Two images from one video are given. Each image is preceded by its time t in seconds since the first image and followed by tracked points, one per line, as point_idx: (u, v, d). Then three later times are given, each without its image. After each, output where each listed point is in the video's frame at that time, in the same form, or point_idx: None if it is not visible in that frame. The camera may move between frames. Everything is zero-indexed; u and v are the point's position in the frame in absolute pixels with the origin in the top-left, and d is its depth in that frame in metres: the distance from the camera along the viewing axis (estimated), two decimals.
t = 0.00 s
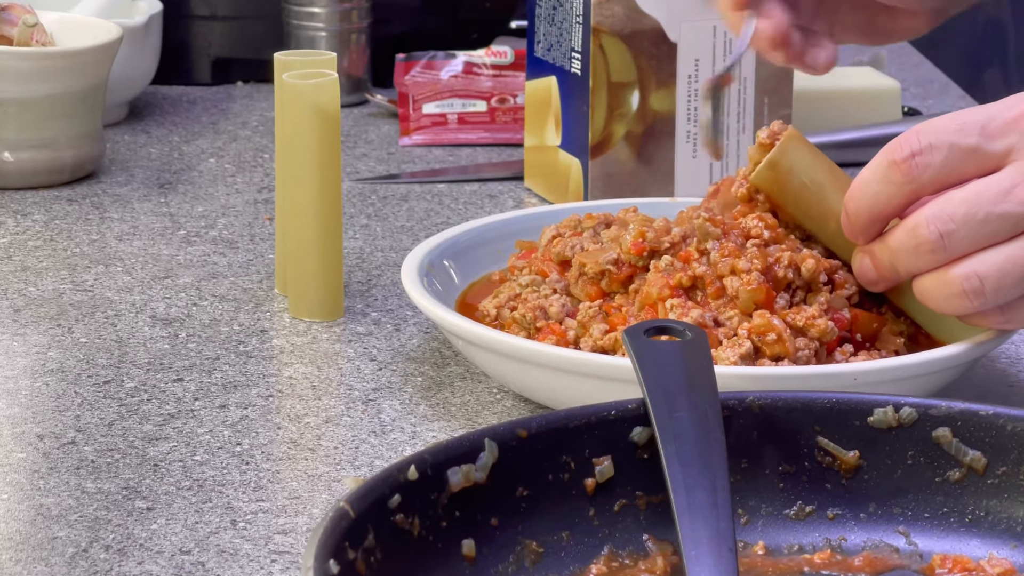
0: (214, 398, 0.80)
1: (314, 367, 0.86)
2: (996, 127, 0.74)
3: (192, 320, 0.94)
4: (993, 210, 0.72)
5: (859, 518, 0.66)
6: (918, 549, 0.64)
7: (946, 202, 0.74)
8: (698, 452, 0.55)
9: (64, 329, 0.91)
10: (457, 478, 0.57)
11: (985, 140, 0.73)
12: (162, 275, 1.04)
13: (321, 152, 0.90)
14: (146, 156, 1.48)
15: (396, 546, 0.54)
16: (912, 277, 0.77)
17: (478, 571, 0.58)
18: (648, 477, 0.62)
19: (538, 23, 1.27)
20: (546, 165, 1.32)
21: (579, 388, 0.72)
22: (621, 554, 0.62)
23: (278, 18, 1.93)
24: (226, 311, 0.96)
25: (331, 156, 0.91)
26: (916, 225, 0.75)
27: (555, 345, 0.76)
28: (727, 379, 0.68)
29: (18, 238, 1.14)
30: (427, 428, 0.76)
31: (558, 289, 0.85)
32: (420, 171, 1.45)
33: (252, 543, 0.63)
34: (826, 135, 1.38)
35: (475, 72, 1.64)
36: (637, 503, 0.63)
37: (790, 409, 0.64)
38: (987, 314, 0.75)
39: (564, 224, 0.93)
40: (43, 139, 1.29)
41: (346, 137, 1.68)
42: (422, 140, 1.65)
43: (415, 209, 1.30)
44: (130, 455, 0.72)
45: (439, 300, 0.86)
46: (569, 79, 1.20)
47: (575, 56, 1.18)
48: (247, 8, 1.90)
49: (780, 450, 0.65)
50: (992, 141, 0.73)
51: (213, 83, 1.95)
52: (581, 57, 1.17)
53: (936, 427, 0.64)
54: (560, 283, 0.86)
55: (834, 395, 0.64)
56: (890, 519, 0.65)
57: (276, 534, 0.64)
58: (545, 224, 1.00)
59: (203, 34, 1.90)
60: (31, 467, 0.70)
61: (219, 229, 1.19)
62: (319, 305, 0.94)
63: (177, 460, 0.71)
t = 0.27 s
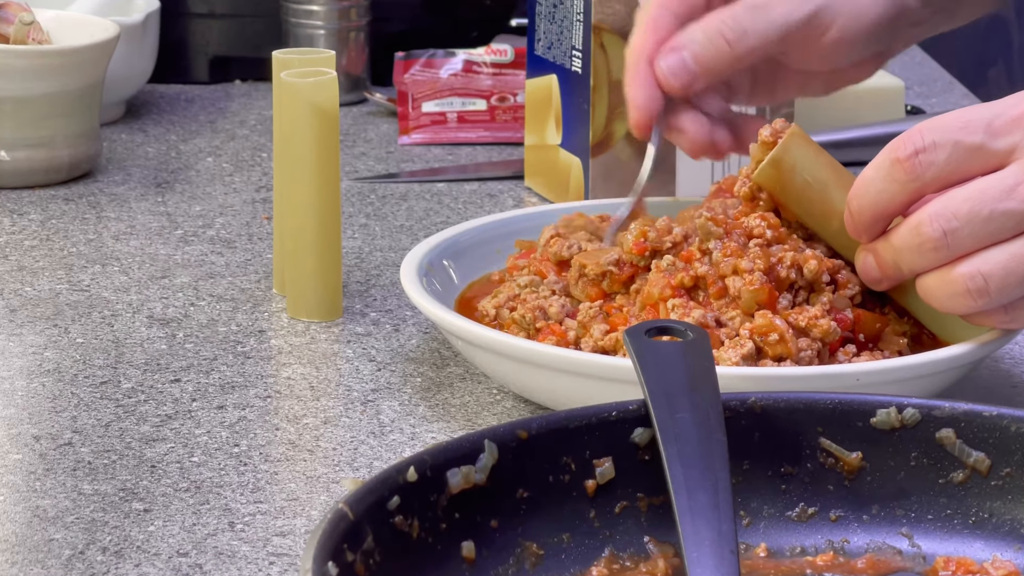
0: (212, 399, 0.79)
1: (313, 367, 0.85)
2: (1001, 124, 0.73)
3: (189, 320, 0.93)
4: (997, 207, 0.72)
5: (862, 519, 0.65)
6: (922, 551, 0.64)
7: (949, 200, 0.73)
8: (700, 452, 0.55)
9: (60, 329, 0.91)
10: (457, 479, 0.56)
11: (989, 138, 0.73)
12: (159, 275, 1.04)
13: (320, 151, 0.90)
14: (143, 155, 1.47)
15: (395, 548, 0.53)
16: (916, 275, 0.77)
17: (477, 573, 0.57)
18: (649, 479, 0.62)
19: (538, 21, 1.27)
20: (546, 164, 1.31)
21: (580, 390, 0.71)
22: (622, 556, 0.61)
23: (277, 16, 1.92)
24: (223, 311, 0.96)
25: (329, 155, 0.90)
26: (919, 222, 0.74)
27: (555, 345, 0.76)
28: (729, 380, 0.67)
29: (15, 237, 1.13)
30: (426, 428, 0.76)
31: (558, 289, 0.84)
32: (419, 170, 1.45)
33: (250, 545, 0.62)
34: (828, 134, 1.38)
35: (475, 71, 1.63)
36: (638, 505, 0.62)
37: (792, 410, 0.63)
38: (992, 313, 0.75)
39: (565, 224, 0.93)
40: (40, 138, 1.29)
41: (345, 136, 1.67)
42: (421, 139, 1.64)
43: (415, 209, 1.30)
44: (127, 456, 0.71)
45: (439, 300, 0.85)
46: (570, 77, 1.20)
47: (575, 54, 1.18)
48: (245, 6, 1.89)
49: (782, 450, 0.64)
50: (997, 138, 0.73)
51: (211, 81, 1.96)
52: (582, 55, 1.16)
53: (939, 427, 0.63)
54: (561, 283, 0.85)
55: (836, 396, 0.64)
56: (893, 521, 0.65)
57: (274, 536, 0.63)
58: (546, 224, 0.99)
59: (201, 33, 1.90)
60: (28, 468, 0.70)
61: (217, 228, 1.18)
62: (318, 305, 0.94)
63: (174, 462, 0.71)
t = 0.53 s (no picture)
0: (210, 400, 0.79)
1: (311, 368, 0.85)
2: (1008, 122, 0.74)
3: (187, 320, 0.93)
4: (1004, 205, 0.72)
5: (865, 522, 0.64)
6: (925, 553, 0.63)
7: (956, 198, 0.73)
8: (704, 453, 0.54)
9: (57, 329, 0.90)
10: (457, 481, 0.56)
11: (997, 135, 0.73)
12: (157, 274, 1.03)
13: (319, 150, 0.89)
14: (140, 154, 1.47)
15: (394, 551, 0.53)
16: (922, 274, 0.76)
17: None
18: (650, 480, 0.61)
19: (538, 19, 1.26)
20: (546, 163, 1.31)
21: (583, 391, 0.70)
22: (623, 558, 0.61)
23: (275, 14, 1.91)
24: (221, 311, 0.95)
25: (327, 154, 0.90)
26: (926, 220, 0.74)
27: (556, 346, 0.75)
28: (731, 380, 0.67)
29: (11, 237, 1.13)
30: (426, 430, 0.75)
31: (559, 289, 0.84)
32: (419, 169, 1.44)
33: (248, 547, 0.62)
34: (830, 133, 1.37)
35: (475, 69, 1.63)
36: (640, 507, 0.62)
37: (795, 411, 0.63)
38: (998, 312, 0.74)
39: (567, 221, 0.91)
40: (36, 137, 1.28)
41: (344, 135, 1.67)
42: (420, 139, 1.63)
43: (414, 208, 1.29)
44: (124, 458, 0.71)
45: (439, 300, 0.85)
46: (570, 76, 1.19)
47: (576, 52, 1.17)
48: (242, 4, 1.89)
49: (784, 452, 0.63)
50: (1004, 136, 0.73)
51: (208, 80, 1.95)
52: (583, 54, 1.16)
53: (943, 429, 0.62)
54: (563, 283, 0.85)
55: (840, 396, 0.63)
56: (896, 523, 0.64)
57: (272, 538, 0.63)
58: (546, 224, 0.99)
59: (199, 31, 1.90)
60: (24, 470, 0.69)
61: (215, 228, 1.18)
62: (316, 305, 0.93)
63: (172, 463, 0.70)
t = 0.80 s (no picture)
0: (208, 401, 0.78)
1: (310, 369, 0.84)
2: (1009, 122, 0.73)
3: (185, 321, 0.92)
4: (1006, 206, 0.71)
5: (868, 524, 0.64)
6: (928, 555, 0.63)
7: (957, 198, 0.72)
8: (703, 455, 0.54)
9: (53, 330, 0.90)
10: (456, 483, 0.55)
11: (998, 136, 0.73)
12: (154, 274, 1.03)
13: (317, 150, 0.89)
14: (137, 153, 1.46)
15: (393, 553, 0.52)
16: (924, 274, 0.76)
17: None
18: (651, 481, 0.61)
19: (538, 17, 1.26)
20: (547, 163, 1.30)
21: (583, 391, 0.70)
22: (624, 560, 0.60)
23: (273, 12, 1.91)
24: (219, 311, 0.95)
25: (326, 154, 0.89)
26: (927, 220, 0.73)
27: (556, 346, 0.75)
28: (733, 381, 0.66)
29: (7, 237, 1.12)
30: (425, 431, 0.75)
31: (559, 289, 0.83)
32: (418, 169, 1.44)
33: (246, 549, 0.61)
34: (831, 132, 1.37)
35: (474, 67, 1.62)
36: (641, 509, 0.61)
37: (797, 412, 0.62)
38: (1001, 313, 0.74)
39: (567, 220, 0.91)
40: (33, 136, 1.28)
41: (342, 134, 1.66)
42: (419, 138, 1.63)
43: (413, 207, 1.29)
44: (121, 459, 0.70)
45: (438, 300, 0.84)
46: (570, 74, 1.19)
47: (576, 51, 1.17)
48: (241, 2, 1.89)
49: (786, 453, 0.63)
50: (1005, 136, 0.73)
51: (206, 78, 1.95)
52: (583, 51, 1.15)
53: (947, 430, 0.62)
54: (563, 283, 0.84)
55: (843, 397, 0.63)
56: (899, 525, 0.64)
57: (270, 540, 0.62)
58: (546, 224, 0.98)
59: (196, 29, 1.89)
60: (20, 471, 0.68)
61: (212, 227, 1.17)
62: (314, 306, 0.93)
63: (169, 465, 0.70)
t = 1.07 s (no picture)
0: (206, 402, 0.78)
1: (308, 370, 0.83)
2: (1018, 121, 0.72)
3: (182, 321, 0.92)
4: (1015, 203, 0.71)
5: (871, 526, 0.63)
6: (932, 557, 0.62)
7: (967, 197, 0.72)
8: (707, 457, 0.53)
9: (49, 330, 0.89)
10: (456, 484, 0.55)
11: (1007, 135, 0.72)
12: (151, 274, 1.02)
13: (315, 148, 0.88)
14: (134, 152, 1.46)
15: (392, 555, 0.52)
16: (932, 273, 0.75)
17: None
18: (652, 483, 0.60)
19: (539, 15, 1.25)
20: (547, 162, 1.30)
21: (585, 392, 0.69)
22: (625, 562, 0.60)
23: (271, 10, 1.90)
24: (216, 311, 0.94)
25: (324, 153, 0.89)
26: (936, 218, 0.73)
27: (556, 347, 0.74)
28: (736, 382, 0.66)
29: (2, 237, 1.11)
30: (424, 433, 0.74)
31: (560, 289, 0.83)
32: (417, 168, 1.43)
33: (243, 551, 0.61)
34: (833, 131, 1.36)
35: (474, 65, 1.61)
36: (642, 510, 0.60)
37: (800, 414, 0.62)
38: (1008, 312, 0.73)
39: (566, 220, 0.91)
40: (29, 135, 1.27)
41: (341, 133, 1.66)
42: (419, 136, 1.63)
43: (412, 207, 1.28)
44: (118, 460, 0.69)
45: (437, 299, 0.84)
46: (571, 73, 1.18)
47: (576, 49, 1.16)
48: None
49: (788, 454, 0.62)
50: (1015, 136, 0.72)
51: (203, 76, 1.95)
52: (583, 49, 1.14)
53: (950, 431, 0.61)
54: (564, 283, 0.84)
55: (845, 398, 0.62)
56: (902, 527, 0.63)
57: (268, 542, 0.61)
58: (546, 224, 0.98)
59: (194, 27, 1.88)
60: (16, 473, 0.68)
61: (210, 226, 1.17)
62: (313, 305, 0.92)
63: (166, 466, 0.69)
